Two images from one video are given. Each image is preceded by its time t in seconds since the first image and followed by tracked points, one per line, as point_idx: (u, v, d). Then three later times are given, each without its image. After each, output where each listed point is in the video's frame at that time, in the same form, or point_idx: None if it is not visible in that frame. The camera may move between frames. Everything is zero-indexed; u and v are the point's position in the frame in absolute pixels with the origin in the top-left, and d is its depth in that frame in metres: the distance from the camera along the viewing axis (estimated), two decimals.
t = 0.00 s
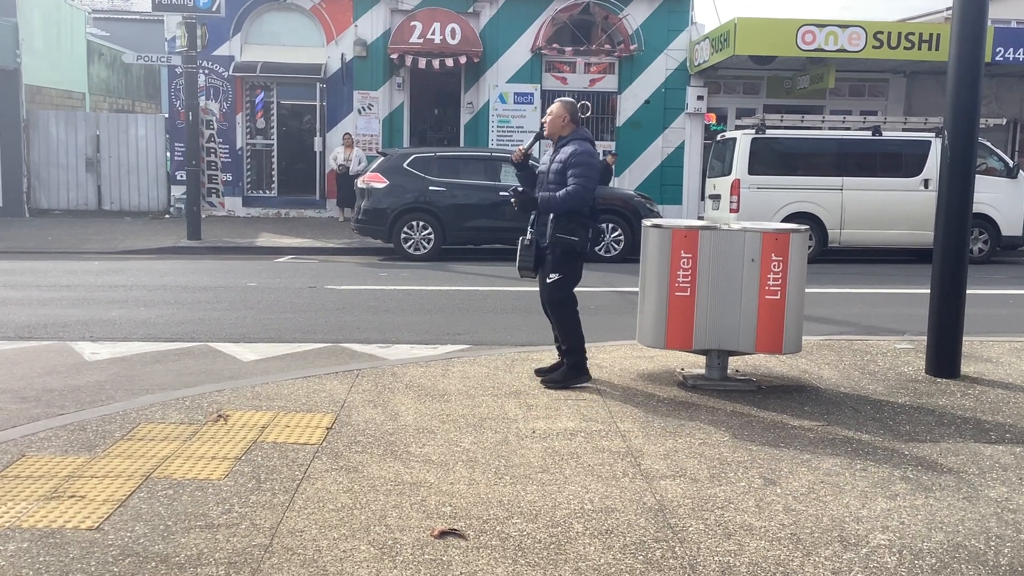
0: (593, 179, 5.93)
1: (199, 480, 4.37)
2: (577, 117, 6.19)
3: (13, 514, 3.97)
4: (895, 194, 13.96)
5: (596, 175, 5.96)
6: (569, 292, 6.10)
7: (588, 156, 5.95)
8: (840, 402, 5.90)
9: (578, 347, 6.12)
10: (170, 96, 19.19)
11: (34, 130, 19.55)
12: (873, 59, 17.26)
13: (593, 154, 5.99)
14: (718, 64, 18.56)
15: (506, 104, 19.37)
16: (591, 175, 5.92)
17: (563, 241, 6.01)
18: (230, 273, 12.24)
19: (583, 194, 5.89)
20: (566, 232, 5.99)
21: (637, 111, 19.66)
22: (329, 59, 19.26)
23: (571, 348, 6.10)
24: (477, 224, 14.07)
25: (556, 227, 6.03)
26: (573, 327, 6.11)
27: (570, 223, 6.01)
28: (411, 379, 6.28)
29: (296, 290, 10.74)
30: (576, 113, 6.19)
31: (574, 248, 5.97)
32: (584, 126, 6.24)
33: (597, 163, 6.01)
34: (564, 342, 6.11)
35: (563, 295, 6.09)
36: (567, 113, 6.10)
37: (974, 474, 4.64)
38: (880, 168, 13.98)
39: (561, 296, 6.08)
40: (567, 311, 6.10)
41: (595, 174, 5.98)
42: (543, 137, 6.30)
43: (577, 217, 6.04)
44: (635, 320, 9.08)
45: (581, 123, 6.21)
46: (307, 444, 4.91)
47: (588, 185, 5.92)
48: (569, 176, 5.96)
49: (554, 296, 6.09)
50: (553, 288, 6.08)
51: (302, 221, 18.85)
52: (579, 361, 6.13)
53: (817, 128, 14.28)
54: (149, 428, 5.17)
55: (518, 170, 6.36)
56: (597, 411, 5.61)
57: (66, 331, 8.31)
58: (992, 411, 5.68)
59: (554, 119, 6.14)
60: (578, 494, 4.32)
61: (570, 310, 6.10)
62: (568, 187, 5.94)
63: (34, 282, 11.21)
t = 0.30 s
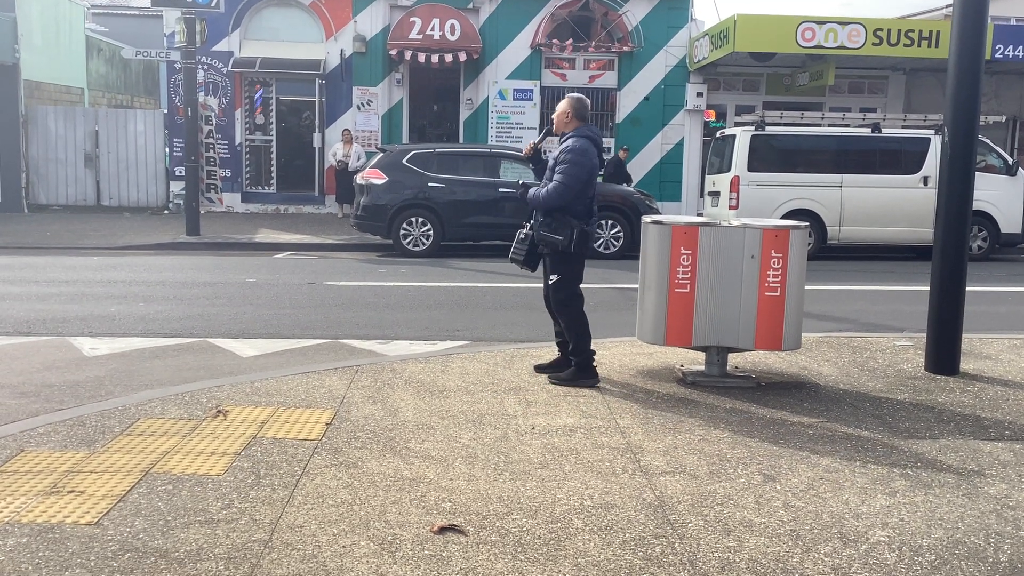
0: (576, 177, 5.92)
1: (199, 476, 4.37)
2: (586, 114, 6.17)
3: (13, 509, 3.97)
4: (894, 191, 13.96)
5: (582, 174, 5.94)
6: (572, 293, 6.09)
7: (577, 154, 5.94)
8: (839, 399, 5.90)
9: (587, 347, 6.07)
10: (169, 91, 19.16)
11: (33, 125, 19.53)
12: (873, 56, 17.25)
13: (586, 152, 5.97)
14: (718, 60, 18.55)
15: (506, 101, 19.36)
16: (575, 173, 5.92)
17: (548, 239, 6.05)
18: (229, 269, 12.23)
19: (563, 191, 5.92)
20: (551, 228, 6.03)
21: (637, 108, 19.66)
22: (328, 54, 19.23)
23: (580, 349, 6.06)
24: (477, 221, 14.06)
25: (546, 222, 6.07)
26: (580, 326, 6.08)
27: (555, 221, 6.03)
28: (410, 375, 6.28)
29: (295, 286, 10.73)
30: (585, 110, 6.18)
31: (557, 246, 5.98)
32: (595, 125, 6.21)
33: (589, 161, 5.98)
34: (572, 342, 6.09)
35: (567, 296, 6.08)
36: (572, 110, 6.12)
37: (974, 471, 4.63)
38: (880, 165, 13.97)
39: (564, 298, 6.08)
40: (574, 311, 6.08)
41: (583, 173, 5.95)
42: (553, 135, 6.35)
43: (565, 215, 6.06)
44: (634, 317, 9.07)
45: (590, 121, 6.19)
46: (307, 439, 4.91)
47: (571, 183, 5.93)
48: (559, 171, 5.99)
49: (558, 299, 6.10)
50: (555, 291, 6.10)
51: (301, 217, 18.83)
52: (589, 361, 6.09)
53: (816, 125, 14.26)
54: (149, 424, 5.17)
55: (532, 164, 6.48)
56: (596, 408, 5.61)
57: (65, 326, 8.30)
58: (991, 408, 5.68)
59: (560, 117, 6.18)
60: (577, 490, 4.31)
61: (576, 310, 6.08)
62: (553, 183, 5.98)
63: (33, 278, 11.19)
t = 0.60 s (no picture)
0: (566, 177, 5.90)
1: (196, 472, 4.37)
2: (586, 113, 6.13)
3: (10, 505, 3.97)
4: (891, 188, 13.96)
5: (573, 173, 5.91)
6: (573, 293, 6.08)
7: (568, 153, 5.92)
8: (837, 395, 5.91)
9: (587, 346, 6.07)
10: (167, 87, 19.14)
11: (30, 121, 19.50)
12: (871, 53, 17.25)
13: (578, 151, 5.93)
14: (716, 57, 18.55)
15: (504, 97, 19.34)
16: (565, 172, 5.90)
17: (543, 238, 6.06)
18: (226, 265, 12.21)
19: (552, 191, 5.91)
20: (546, 228, 6.03)
21: (634, 105, 19.65)
22: (326, 50, 19.22)
23: (579, 348, 6.06)
24: (475, 217, 14.05)
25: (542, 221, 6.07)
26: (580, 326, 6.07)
27: (551, 220, 6.04)
28: (408, 372, 6.27)
29: (293, 283, 10.72)
30: (585, 108, 6.14)
31: (551, 246, 5.98)
32: (597, 124, 6.16)
33: (581, 161, 5.94)
34: (572, 341, 6.09)
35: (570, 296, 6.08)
36: (571, 109, 6.10)
37: (971, 468, 4.64)
38: (878, 162, 13.96)
39: (565, 297, 6.08)
40: (576, 310, 6.08)
41: (573, 172, 5.92)
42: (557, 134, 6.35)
43: (561, 214, 6.05)
44: (631, 314, 9.07)
45: (591, 120, 6.14)
46: (304, 436, 4.90)
47: (561, 182, 5.90)
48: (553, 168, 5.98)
49: (560, 298, 6.10)
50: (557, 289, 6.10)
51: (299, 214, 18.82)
52: (589, 360, 6.09)
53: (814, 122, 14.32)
54: (146, 420, 5.16)
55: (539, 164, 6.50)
56: (594, 404, 5.61)
57: (62, 322, 8.29)
58: (988, 405, 5.68)
59: (562, 115, 6.18)
60: (575, 486, 4.32)
61: (577, 310, 6.08)
62: (547, 181, 5.98)
63: (30, 274, 11.17)
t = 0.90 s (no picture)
0: (554, 177, 5.89)
1: (192, 470, 4.37)
2: (581, 112, 6.12)
3: (5, 503, 3.97)
4: (887, 186, 13.98)
5: (561, 172, 5.89)
6: (570, 293, 6.11)
7: (557, 153, 5.91)
8: (833, 393, 5.93)
9: (584, 346, 6.06)
10: (163, 85, 19.10)
11: (25, 118, 19.46)
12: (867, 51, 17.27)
13: (567, 150, 5.92)
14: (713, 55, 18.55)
15: (500, 95, 19.33)
16: (553, 172, 5.89)
17: (541, 241, 6.11)
18: (222, 263, 12.19)
19: (541, 191, 5.92)
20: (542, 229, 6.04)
21: (631, 103, 19.65)
22: (323, 48, 19.18)
23: (575, 347, 6.06)
24: (471, 215, 14.04)
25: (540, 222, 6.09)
26: (577, 325, 6.07)
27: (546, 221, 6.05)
28: (404, 370, 6.27)
29: (289, 281, 10.70)
30: (580, 108, 6.13)
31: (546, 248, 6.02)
32: (592, 122, 6.12)
33: (569, 160, 5.92)
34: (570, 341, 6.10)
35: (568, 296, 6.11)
36: (565, 109, 6.11)
37: (966, 466, 4.65)
38: (873, 160, 13.98)
39: (565, 297, 6.12)
40: (576, 311, 6.08)
41: (561, 171, 5.90)
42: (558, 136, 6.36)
43: (555, 214, 6.05)
44: (628, 312, 9.08)
45: (586, 119, 6.11)
46: (300, 434, 4.90)
47: (550, 182, 5.90)
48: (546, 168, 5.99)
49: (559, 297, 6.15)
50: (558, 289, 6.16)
51: (295, 211, 18.80)
52: (585, 360, 6.08)
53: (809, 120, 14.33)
54: (142, 418, 5.16)
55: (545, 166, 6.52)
56: (590, 402, 5.61)
57: (58, 320, 8.27)
58: (983, 403, 5.70)
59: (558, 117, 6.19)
60: (571, 484, 4.32)
61: (573, 310, 6.08)
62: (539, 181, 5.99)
63: (26, 272, 11.14)
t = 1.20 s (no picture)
0: (537, 177, 5.90)
1: (186, 471, 4.36)
2: (573, 111, 6.08)
3: None
4: (882, 186, 13.99)
5: (544, 172, 5.89)
6: (565, 293, 6.11)
7: (541, 153, 5.92)
8: (827, 392, 5.93)
9: (580, 346, 6.07)
10: (157, 85, 19.06)
11: (20, 118, 19.41)
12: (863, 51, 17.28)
13: (551, 150, 5.92)
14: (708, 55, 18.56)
15: (496, 95, 19.32)
16: (537, 172, 5.90)
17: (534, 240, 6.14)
18: (217, 263, 12.16)
19: (526, 191, 5.96)
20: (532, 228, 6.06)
21: (626, 102, 19.65)
22: (318, 48, 19.18)
23: (571, 347, 6.07)
24: (467, 215, 14.03)
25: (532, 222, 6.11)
26: (574, 325, 6.07)
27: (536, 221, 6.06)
28: (399, 370, 6.26)
29: (284, 281, 10.68)
30: (572, 107, 6.10)
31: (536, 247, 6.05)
32: (585, 121, 6.08)
33: (553, 161, 5.92)
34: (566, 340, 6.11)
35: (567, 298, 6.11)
36: (558, 108, 6.11)
37: (960, 465, 4.65)
38: (869, 160, 13.99)
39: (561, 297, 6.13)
40: (572, 311, 6.09)
41: (545, 172, 5.90)
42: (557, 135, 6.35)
43: (545, 214, 6.05)
44: (623, 312, 9.07)
45: (578, 118, 6.07)
46: (296, 434, 4.90)
47: (534, 181, 5.91)
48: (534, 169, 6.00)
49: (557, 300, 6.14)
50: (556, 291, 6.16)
51: (291, 211, 18.77)
52: (582, 359, 6.09)
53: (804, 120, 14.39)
54: (136, 418, 5.15)
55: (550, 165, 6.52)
56: (585, 402, 5.61)
57: (52, 320, 8.24)
58: (978, 402, 5.70)
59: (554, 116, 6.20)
60: (566, 484, 4.32)
61: (570, 310, 6.08)
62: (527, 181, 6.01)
63: (20, 272, 11.10)
